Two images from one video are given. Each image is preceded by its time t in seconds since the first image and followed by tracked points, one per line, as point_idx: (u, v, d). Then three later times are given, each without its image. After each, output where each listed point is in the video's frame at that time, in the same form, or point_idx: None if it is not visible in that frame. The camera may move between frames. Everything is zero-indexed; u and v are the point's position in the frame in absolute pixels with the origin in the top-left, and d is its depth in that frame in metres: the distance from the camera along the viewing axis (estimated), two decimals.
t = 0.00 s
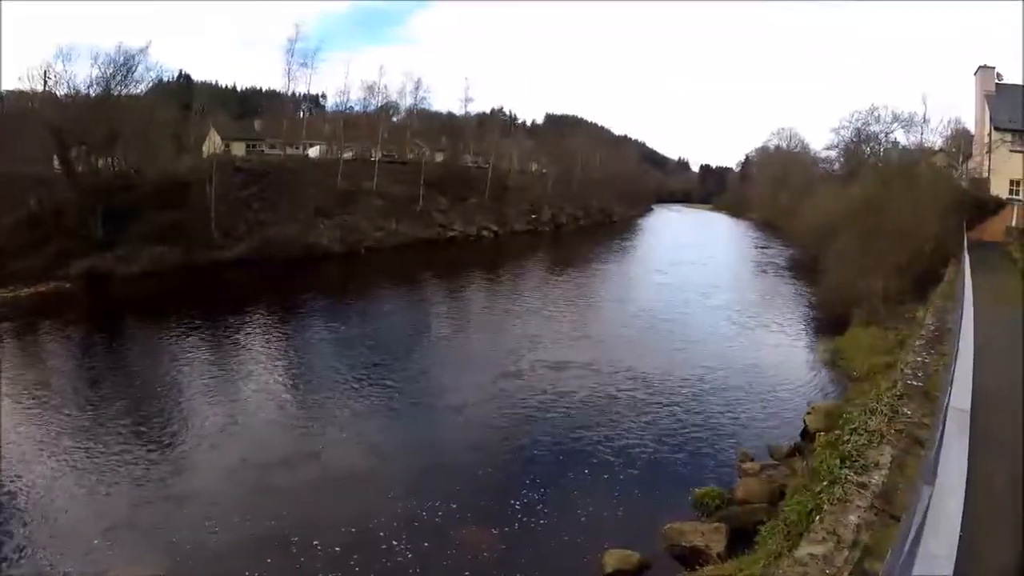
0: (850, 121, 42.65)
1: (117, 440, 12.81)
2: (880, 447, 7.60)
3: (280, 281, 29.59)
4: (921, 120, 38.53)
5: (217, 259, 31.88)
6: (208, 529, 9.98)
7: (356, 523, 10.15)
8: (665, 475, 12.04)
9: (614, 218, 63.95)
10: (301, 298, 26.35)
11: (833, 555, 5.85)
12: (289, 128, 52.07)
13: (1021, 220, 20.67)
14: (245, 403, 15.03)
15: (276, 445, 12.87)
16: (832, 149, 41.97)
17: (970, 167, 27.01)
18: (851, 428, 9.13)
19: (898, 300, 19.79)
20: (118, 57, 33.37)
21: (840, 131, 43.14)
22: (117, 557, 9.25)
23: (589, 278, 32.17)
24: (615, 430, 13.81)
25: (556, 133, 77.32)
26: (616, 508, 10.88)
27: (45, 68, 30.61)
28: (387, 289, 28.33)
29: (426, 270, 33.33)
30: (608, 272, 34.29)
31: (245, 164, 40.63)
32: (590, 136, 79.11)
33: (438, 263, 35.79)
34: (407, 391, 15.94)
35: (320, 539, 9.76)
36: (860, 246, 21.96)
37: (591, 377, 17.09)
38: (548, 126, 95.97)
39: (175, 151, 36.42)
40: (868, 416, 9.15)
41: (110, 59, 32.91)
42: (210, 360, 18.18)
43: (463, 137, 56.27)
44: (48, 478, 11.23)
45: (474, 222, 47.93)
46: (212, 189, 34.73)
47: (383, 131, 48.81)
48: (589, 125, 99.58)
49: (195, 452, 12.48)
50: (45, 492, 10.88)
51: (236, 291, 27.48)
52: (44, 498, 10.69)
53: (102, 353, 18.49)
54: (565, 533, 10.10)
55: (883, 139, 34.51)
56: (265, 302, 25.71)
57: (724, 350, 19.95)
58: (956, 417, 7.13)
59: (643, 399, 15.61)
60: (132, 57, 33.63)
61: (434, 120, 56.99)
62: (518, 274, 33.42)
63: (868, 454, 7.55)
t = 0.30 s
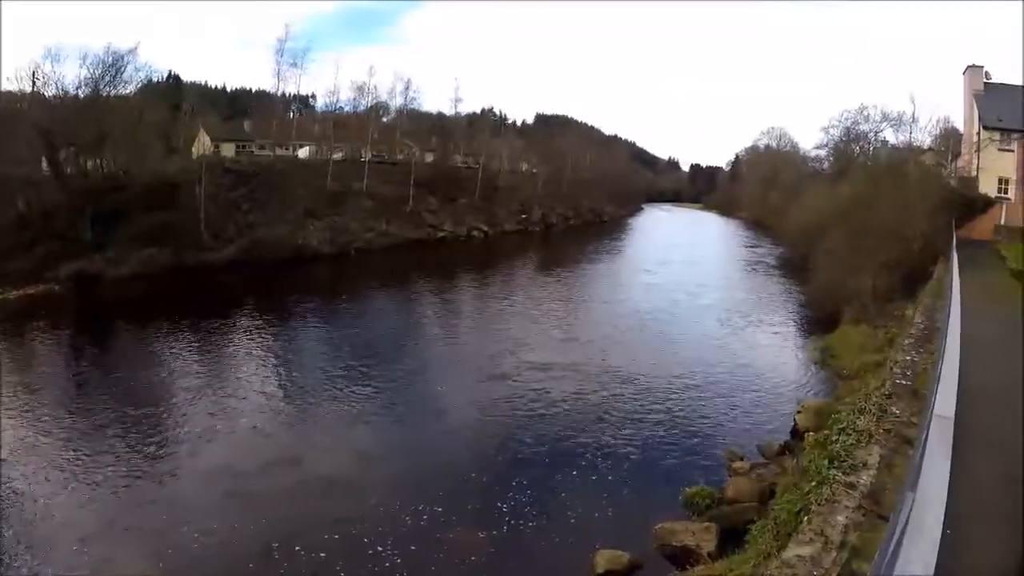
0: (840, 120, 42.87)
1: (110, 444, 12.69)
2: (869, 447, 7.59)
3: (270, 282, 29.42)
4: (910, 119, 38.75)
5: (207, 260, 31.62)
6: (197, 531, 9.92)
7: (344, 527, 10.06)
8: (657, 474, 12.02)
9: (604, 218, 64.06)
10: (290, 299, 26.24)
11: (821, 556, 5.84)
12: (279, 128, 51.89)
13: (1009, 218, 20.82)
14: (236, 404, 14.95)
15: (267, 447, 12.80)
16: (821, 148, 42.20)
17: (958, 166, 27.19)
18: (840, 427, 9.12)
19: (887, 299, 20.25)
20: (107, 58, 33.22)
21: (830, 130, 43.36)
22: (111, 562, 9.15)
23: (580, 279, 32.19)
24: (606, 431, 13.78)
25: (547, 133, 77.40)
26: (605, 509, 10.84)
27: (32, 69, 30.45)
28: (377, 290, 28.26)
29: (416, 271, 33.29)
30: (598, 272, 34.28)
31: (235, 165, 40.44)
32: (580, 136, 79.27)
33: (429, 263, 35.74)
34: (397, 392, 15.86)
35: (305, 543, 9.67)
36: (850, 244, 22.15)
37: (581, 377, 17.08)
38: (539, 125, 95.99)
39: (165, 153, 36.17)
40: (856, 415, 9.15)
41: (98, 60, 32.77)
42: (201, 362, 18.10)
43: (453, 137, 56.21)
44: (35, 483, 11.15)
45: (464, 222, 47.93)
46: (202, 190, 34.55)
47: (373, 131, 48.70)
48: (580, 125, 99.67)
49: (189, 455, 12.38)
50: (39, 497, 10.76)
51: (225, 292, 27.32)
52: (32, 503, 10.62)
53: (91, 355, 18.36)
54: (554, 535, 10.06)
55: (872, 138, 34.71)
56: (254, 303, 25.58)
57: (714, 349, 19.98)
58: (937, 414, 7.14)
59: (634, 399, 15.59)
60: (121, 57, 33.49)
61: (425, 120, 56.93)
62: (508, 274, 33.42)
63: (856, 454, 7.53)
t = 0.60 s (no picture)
0: (824, 120, 43.22)
1: (97, 450, 12.49)
2: (852, 445, 7.60)
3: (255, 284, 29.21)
4: (893, 120, 39.11)
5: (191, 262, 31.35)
6: (179, 537, 9.80)
7: (328, 532, 9.96)
8: (643, 475, 12.01)
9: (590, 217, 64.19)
10: (275, 301, 26.07)
11: (804, 555, 5.83)
12: (263, 129, 51.59)
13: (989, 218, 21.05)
14: (221, 408, 14.82)
15: (252, 451, 12.68)
16: (806, 148, 42.47)
17: (940, 165, 27.45)
18: (822, 426, 9.15)
19: (870, 297, 20.42)
20: (90, 58, 32.90)
21: (813, 131, 43.67)
22: (98, 570, 8.99)
23: (565, 279, 32.22)
24: (591, 431, 13.76)
25: (532, 133, 77.47)
26: (591, 510, 10.82)
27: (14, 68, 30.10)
28: (362, 292, 28.14)
29: (402, 272, 33.20)
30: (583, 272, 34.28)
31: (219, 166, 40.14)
32: (565, 136, 79.44)
33: (415, 264, 35.66)
34: (382, 394, 15.77)
35: (288, 548, 9.57)
36: (836, 243, 22.35)
37: (566, 378, 17.08)
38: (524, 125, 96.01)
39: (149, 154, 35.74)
40: (839, 414, 9.18)
41: (81, 60, 32.46)
42: (186, 366, 17.94)
43: (439, 138, 56.13)
44: (16, 489, 10.99)
45: (449, 223, 47.92)
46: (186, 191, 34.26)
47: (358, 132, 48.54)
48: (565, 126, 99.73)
49: (179, 461, 12.20)
50: (20, 504, 10.60)
51: (209, 294, 27.08)
52: (11, 509, 10.46)
53: (73, 359, 18.14)
54: (540, 537, 10.00)
55: (855, 138, 34.98)
56: (239, 306, 25.38)
57: (700, 349, 20.03)
58: (918, 412, 7.18)
59: (619, 399, 15.60)
60: (104, 57, 33.20)
61: (411, 120, 56.82)
62: (494, 274, 33.42)
63: (839, 453, 7.54)
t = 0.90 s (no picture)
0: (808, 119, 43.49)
1: (80, 455, 12.34)
2: (834, 442, 7.59)
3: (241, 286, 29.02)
4: (876, 119, 39.43)
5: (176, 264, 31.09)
6: (162, 542, 9.69)
7: (313, 536, 9.88)
8: (629, 474, 12.02)
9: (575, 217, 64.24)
10: (260, 303, 25.91)
11: (786, 551, 5.77)
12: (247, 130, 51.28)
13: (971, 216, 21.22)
14: (206, 412, 14.68)
15: (238, 455, 12.58)
16: (790, 147, 42.71)
17: (923, 164, 27.71)
18: (804, 424, 9.14)
19: (854, 296, 19.99)
20: (73, 59, 32.62)
21: (797, 130, 43.96)
22: None
23: (550, 279, 32.23)
24: (577, 431, 13.74)
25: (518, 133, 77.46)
26: (578, 510, 10.80)
27: None
28: (347, 293, 28.01)
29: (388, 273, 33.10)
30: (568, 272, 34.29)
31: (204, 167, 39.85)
32: (551, 135, 79.51)
33: (401, 265, 35.56)
34: (367, 397, 15.69)
35: (273, 553, 9.47)
36: (820, 243, 22.10)
37: (550, 378, 17.05)
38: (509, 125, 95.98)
39: (133, 155, 35.43)
40: (821, 411, 9.20)
41: (65, 60, 32.17)
42: (171, 369, 17.77)
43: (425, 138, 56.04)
44: None
45: (434, 223, 47.84)
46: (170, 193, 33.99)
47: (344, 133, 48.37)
48: (550, 126, 99.74)
49: (164, 467, 12.04)
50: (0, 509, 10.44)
51: (193, 296, 26.86)
52: None
53: (55, 363, 17.93)
54: (527, 537, 9.98)
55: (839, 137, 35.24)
56: (224, 308, 25.20)
57: (687, 348, 20.06)
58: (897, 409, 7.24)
59: (604, 399, 15.59)
60: (88, 58, 32.93)
61: (396, 120, 56.69)
62: (479, 275, 33.38)
63: (821, 450, 7.51)
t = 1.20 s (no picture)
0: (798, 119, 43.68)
1: (69, 458, 12.24)
2: (820, 440, 7.59)
3: (232, 288, 28.90)
4: (867, 118, 39.60)
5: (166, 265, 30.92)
6: (149, 546, 9.62)
7: (302, 539, 9.83)
8: (620, 474, 12.01)
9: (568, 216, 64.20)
10: (251, 305, 25.79)
11: (770, 548, 5.77)
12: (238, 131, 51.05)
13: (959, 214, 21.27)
14: (196, 416, 14.59)
15: (228, 458, 12.51)
16: (781, 146, 42.81)
17: (913, 163, 27.84)
18: (792, 422, 9.14)
19: (845, 292, 19.99)
20: (63, 59, 32.41)
21: (788, 129, 44.11)
22: None
23: (542, 279, 32.20)
24: (568, 432, 13.72)
25: (510, 133, 77.42)
26: (569, 511, 10.78)
27: None
28: (338, 294, 27.92)
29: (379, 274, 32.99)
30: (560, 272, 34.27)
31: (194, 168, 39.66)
32: (542, 135, 79.45)
33: (392, 266, 35.46)
34: (358, 399, 15.63)
35: (262, 557, 9.39)
36: (812, 241, 22.32)
37: (542, 379, 17.02)
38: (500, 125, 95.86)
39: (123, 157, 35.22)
40: (808, 409, 9.21)
41: (54, 61, 31.96)
42: (162, 372, 17.67)
43: (417, 138, 55.96)
44: None
45: (426, 223, 47.73)
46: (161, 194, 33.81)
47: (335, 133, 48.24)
48: (541, 125, 99.47)
49: (153, 470, 11.98)
50: None
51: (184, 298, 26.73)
52: None
53: (44, 366, 17.78)
54: (518, 538, 9.96)
55: (829, 136, 35.38)
56: (214, 310, 25.07)
57: (678, 348, 20.04)
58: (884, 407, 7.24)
59: (595, 400, 15.56)
60: (77, 58, 32.74)
61: (388, 121, 56.60)
62: (471, 275, 33.32)
63: (807, 448, 7.51)
